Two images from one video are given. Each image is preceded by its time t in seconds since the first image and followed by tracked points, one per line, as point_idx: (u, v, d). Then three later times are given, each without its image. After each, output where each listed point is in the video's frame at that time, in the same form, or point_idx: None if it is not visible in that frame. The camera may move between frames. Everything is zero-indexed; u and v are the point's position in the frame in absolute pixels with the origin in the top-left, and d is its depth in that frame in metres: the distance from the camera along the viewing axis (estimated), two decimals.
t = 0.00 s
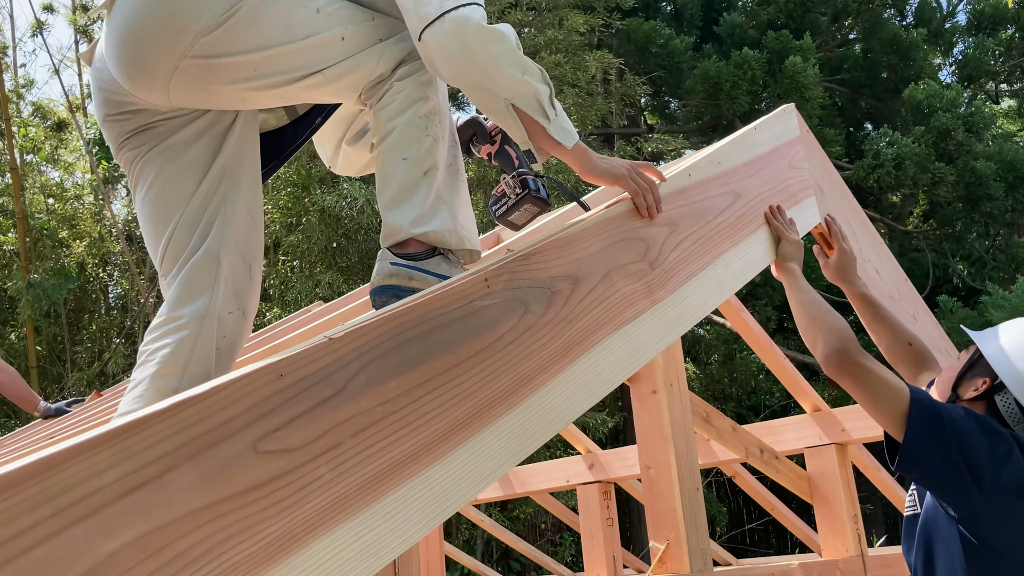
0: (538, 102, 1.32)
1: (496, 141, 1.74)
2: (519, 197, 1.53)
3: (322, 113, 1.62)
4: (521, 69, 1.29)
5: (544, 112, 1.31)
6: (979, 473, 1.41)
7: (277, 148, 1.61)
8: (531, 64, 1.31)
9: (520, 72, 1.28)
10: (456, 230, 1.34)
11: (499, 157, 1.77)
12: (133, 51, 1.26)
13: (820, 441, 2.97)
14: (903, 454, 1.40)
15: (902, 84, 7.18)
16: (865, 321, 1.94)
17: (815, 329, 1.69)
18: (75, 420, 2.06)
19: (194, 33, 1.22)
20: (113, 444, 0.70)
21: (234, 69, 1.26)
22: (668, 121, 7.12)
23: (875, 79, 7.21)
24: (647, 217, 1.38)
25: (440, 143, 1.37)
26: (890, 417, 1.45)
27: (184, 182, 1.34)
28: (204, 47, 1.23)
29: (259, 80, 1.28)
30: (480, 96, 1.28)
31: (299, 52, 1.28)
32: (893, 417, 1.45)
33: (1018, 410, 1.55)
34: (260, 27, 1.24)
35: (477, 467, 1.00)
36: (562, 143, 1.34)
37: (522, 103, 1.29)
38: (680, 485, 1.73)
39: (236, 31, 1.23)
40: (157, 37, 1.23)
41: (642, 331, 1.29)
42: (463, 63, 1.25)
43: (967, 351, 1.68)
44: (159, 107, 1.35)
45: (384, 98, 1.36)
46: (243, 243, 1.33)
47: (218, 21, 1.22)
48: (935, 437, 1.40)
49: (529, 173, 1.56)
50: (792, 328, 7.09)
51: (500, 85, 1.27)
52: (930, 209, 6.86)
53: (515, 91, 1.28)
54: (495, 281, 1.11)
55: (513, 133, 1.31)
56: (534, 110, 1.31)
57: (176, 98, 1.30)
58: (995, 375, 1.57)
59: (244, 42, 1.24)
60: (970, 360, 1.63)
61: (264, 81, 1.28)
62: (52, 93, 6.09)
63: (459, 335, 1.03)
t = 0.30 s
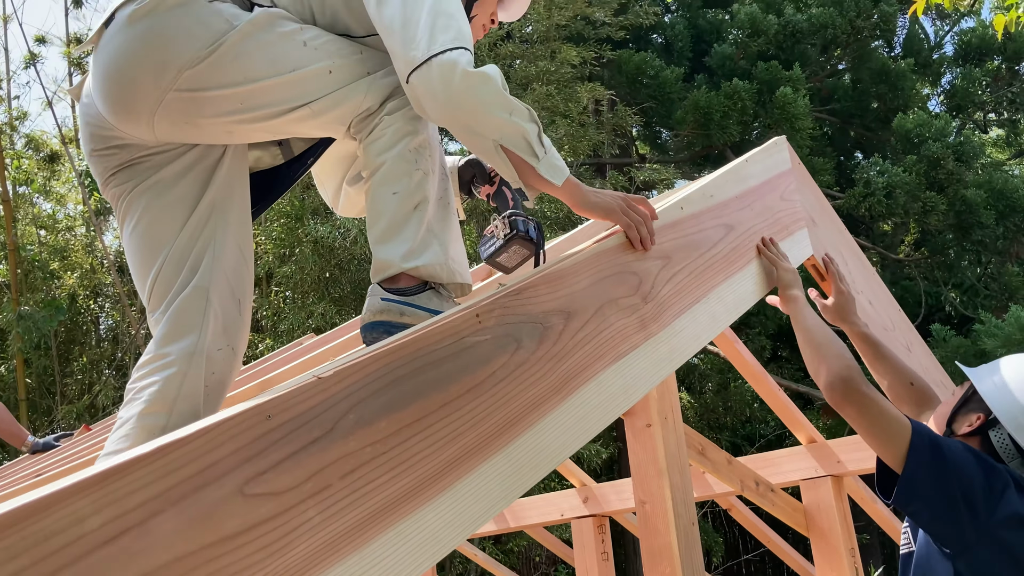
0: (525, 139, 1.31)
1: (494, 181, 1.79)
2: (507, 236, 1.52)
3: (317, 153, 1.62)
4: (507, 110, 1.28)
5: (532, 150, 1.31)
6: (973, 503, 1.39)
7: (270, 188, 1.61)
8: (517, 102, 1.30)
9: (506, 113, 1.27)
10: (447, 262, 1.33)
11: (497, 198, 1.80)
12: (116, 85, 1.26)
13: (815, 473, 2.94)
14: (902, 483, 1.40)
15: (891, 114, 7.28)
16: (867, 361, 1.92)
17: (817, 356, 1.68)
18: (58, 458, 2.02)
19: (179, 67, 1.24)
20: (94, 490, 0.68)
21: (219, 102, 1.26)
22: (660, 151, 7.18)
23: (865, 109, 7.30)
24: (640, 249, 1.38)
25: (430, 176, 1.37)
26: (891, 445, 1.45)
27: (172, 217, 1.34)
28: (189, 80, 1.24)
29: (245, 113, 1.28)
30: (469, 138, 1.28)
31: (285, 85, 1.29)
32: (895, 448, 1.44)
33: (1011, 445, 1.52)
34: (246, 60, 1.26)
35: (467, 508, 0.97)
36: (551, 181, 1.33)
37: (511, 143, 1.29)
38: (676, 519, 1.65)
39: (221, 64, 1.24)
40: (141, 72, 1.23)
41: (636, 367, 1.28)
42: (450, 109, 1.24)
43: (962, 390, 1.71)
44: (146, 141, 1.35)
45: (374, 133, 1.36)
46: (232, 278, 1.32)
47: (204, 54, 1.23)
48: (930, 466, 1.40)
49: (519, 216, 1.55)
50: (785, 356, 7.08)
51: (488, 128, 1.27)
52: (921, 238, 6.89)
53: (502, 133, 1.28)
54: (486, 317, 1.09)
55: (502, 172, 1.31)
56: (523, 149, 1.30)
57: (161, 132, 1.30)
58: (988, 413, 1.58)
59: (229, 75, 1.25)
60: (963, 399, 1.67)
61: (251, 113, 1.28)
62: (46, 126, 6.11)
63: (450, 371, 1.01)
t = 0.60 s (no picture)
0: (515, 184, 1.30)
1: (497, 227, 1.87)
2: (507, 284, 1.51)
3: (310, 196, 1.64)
4: (496, 155, 1.28)
5: (522, 195, 1.30)
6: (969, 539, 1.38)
7: (263, 228, 1.60)
8: (506, 147, 1.30)
9: (495, 158, 1.27)
10: (438, 296, 1.32)
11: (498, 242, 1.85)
12: (101, 117, 1.26)
13: (813, 506, 2.91)
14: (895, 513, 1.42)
15: (885, 142, 7.41)
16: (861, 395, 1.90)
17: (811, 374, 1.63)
18: (43, 492, 1.98)
19: (164, 98, 1.25)
20: (70, 535, 0.67)
21: (206, 131, 1.28)
22: (655, 178, 7.28)
23: (859, 137, 7.41)
24: (635, 278, 1.38)
25: (420, 208, 1.36)
26: (890, 476, 1.45)
27: (160, 252, 1.32)
28: (174, 111, 1.26)
29: (232, 144, 1.29)
30: (459, 184, 1.29)
31: (272, 116, 1.30)
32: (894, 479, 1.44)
33: (1009, 481, 1.52)
34: (231, 91, 1.27)
35: (454, 550, 0.95)
36: (540, 226, 1.32)
37: (500, 188, 1.29)
38: (671, 555, 1.62)
39: (207, 96, 1.27)
40: (126, 104, 1.25)
41: (629, 402, 1.27)
42: (439, 155, 1.24)
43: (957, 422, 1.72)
44: (134, 175, 1.35)
45: (362, 164, 1.34)
46: (222, 313, 1.31)
47: (191, 85, 1.26)
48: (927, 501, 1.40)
49: (524, 262, 1.54)
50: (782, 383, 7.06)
51: (477, 173, 1.27)
52: (917, 265, 6.91)
53: (491, 178, 1.28)
54: (477, 352, 1.08)
55: (492, 217, 1.30)
56: (512, 195, 1.29)
57: (147, 164, 1.31)
58: (984, 448, 1.59)
59: (214, 107, 1.27)
60: (957, 432, 1.68)
61: (237, 144, 1.30)
62: (43, 154, 6.13)
63: (439, 409, 0.99)
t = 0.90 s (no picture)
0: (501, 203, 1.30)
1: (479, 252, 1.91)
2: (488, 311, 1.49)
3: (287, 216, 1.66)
4: (484, 174, 1.28)
5: (508, 214, 1.30)
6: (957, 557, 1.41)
7: (237, 244, 1.64)
8: (493, 166, 1.30)
9: (481, 178, 1.27)
10: (421, 307, 1.31)
11: (481, 268, 1.93)
12: (76, 126, 1.25)
13: (800, 521, 2.89)
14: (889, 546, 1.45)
15: (875, 156, 7.48)
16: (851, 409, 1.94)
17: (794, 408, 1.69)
18: (20, 504, 1.96)
19: (138, 106, 1.24)
20: (29, 554, 0.66)
21: (181, 139, 1.27)
22: (647, 191, 7.30)
23: (849, 151, 7.48)
24: (621, 290, 1.37)
25: (402, 220, 1.35)
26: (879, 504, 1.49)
27: (138, 263, 1.31)
28: (149, 118, 1.25)
29: (209, 152, 1.29)
30: (446, 203, 1.29)
31: (249, 124, 1.29)
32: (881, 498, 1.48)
33: (1002, 500, 1.53)
34: (207, 98, 1.27)
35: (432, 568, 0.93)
36: (527, 245, 1.32)
37: (486, 208, 1.29)
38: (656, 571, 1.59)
39: (182, 103, 1.25)
40: (100, 111, 1.24)
41: (613, 417, 1.26)
42: (426, 174, 1.25)
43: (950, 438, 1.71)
44: (108, 184, 1.34)
45: (342, 175, 1.33)
46: (201, 325, 1.29)
47: (166, 92, 1.24)
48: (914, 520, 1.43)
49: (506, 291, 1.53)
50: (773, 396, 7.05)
51: (464, 193, 1.27)
52: (907, 279, 6.93)
53: (478, 198, 1.28)
54: (457, 366, 1.06)
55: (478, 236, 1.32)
56: (498, 214, 1.30)
57: (122, 173, 1.30)
58: (976, 465, 1.58)
59: (190, 114, 1.26)
60: (949, 449, 1.67)
61: (214, 153, 1.29)
62: (33, 163, 6.09)
63: (417, 425, 0.98)
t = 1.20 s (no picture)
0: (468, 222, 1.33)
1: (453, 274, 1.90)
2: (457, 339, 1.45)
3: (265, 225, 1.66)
4: (447, 196, 1.30)
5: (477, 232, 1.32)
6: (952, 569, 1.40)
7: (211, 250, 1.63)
8: (458, 186, 1.32)
9: (445, 200, 1.30)
10: (397, 310, 1.32)
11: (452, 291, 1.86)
12: (43, 119, 1.25)
13: (781, 528, 2.90)
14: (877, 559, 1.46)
15: (862, 165, 7.53)
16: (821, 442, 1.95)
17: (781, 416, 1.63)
18: None
19: (106, 100, 1.24)
20: None
21: (150, 135, 1.28)
22: (635, 198, 7.32)
23: (836, 160, 7.53)
24: (600, 295, 1.38)
25: (380, 221, 1.35)
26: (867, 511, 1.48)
27: (111, 263, 1.31)
28: (116, 112, 1.25)
29: (177, 148, 1.30)
30: (413, 222, 1.33)
31: (219, 119, 1.30)
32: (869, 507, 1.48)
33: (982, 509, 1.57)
34: (178, 93, 1.28)
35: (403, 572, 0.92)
36: (496, 260, 1.33)
37: (451, 227, 1.32)
38: None
39: (152, 98, 1.26)
40: (67, 105, 1.24)
41: (591, 422, 1.26)
42: (392, 198, 1.30)
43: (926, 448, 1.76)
44: (76, 181, 1.34)
45: (318, 176, 1.33)
46: (175, 326, 1.28)
47: (135, 86, 1.25)
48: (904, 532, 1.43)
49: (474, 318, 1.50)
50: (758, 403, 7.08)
51: (427, 215, 1.31)
52: (893, 288, 6.97)
53: (443, 220, 1.31)
54: (433, 369, 1.06)
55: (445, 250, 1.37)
56: (465, 233, 1.32)
57: (90, 169, 1.30)
58: (955, 475, 1.63)
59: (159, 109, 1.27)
60: (926, 461, 1.72)
61: (182, 148, 1.30)
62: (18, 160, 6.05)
63: (389, 428, 0.97)
